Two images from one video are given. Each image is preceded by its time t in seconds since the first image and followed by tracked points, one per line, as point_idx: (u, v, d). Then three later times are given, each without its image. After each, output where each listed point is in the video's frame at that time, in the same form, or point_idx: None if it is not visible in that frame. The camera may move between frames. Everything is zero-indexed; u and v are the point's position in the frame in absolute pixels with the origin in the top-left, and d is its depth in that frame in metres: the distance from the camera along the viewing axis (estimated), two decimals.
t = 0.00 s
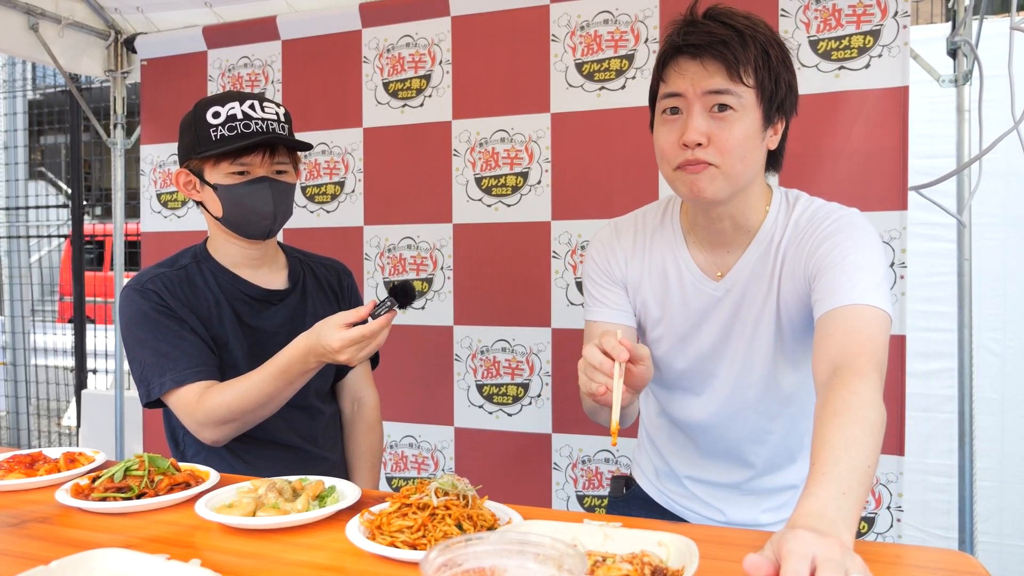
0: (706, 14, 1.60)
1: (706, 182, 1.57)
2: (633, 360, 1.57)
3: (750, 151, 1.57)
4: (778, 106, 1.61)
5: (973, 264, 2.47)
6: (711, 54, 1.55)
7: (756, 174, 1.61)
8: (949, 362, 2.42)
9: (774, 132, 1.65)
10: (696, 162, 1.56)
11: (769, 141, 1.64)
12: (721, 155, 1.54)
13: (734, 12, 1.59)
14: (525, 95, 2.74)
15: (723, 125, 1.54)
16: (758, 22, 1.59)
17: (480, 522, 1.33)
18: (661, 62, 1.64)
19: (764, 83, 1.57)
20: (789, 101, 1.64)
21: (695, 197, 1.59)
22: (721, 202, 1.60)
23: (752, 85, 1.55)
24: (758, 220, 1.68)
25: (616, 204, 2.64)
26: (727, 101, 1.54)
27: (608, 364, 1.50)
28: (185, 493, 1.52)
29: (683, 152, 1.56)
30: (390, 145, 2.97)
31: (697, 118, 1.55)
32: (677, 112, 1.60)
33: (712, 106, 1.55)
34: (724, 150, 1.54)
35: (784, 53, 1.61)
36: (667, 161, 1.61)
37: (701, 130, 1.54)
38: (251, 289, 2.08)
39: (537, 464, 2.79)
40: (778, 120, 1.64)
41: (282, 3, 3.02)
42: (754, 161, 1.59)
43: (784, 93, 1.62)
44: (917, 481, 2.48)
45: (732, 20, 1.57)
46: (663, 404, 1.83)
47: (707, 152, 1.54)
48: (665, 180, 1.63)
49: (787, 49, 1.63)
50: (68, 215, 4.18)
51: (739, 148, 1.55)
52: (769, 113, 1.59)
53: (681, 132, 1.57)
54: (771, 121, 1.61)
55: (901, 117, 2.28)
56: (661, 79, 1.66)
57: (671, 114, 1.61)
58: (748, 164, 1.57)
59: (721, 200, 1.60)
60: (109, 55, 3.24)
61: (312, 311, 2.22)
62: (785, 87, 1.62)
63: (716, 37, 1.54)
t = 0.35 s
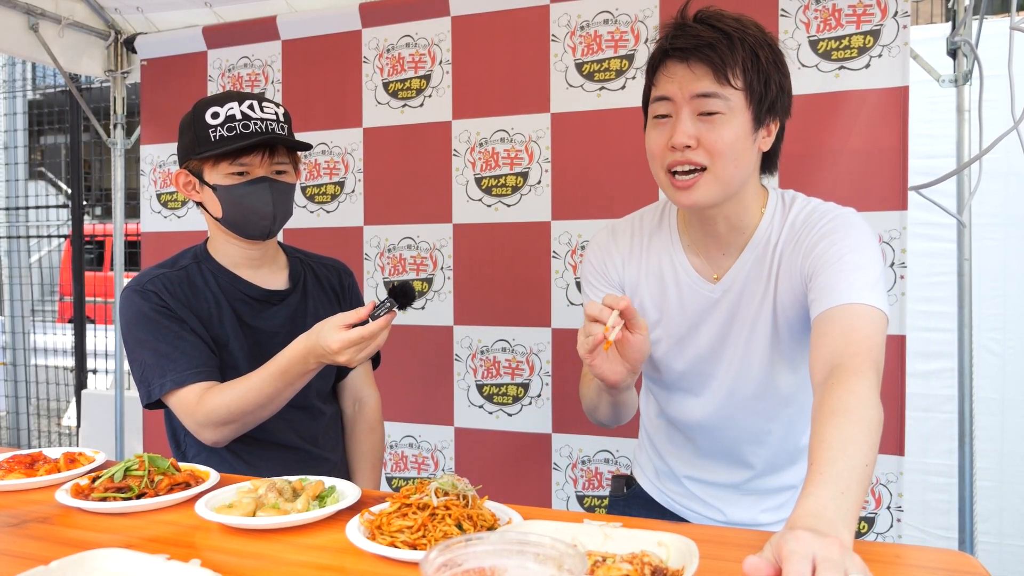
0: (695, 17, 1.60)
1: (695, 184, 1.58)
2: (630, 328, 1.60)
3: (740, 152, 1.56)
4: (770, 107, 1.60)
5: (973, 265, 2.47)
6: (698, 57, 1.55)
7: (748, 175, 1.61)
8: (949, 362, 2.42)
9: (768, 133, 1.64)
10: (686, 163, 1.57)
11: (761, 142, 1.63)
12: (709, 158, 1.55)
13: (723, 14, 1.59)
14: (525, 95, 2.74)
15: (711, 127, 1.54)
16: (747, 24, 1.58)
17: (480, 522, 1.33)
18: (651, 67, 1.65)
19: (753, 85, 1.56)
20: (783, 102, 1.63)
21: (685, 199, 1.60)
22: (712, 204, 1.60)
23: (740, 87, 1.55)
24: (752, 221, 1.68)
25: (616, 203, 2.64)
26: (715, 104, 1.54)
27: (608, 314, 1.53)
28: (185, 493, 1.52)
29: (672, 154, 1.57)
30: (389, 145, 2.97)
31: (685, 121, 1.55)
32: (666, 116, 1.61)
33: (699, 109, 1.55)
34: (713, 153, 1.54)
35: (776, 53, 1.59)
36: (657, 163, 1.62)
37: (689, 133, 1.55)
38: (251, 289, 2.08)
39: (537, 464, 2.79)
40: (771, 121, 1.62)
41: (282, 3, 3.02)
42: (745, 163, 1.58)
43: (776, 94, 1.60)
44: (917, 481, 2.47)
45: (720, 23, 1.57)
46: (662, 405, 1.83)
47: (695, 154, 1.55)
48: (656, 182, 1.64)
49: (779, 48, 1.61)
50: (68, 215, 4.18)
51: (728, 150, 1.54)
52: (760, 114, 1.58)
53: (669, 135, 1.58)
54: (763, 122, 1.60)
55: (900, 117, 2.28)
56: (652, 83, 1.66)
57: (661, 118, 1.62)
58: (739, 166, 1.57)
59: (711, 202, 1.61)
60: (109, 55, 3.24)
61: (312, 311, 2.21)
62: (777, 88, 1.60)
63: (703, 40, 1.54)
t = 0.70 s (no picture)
0: (685, 25, 1.58)
1: (679, 196, 1.60)
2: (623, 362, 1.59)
3: (728, 165, 1.56)
4: (760, 117, 1.58)
5: (973, 265, 2.47)
6: (684, 70, 1.53)
7: (736, 183, 1.61)
8: (949, 362, 2.42)
9: (759, 141, 1.62)
10: (671, 175, 1.59)
11: (751, 151, 1.62)
12: (694, 171, 1.56)
13: (714, 22, 1.56)
14: (525, 95, 2.74)
15: (696, 141, 1.54)
16: (739, 32, 1.54)
17: (480, 522, 1.33)
18: (643, 73, 1.64)
19: (742, 97, 1.54)
20: (775, 109, 1.60)
21: (670, 208, 1.63)
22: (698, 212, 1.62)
23: (726, 101, 1.53)
24: (744, 222, 1.68)
25: (616, 204, 2.65)
26: (700, 118, 1.53)
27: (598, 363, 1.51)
28: (185, 493, 1.52)
29: (657, 165, 1.59)
30: (389, 145, 2.97)
31: (670, 133, 1.56)
32: (655, 126, 1.62)
33: (684, 123, 1.55)
34: (697, 166, 1.56)
35: (768, 60, 1.56)
36: (645, 170, 1.64)
37: (673, 147, 1.55)
38: (253, 289, 2.08)
39: (537, 464, 2.79)
40: (763, 129, 1.60)
41: (282, 3, 3.02)
42: (733, 174, 1.58)
43: (767, 103, 1.58)
44: (917, 481, 2.47)
45: (709, 32, 1.54)
46: (659, 405, 1.84)
47: (680, 167, 1.57)
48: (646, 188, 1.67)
49: (773, 53, 1.57)
50: (68, 215, 4.19)
51: (713, 164, 1.55)
52: (749, 125, 1.56)
53: (655, 147, 1.59)
54: (751, 133, 1.58)
55: (901, 117, 2.28)
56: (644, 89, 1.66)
57: (650, 127, 1.63)
58: (724, 177, 1.57)
59: (697, 211, 1.63)
60: (109, 56, 3.24)
61: (314, 311, 2.21)
62: (768, 97, 1.58)
63: (688, 53, 1.52)
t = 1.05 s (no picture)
0: (664, 32, 1.58)
1: (670, 202, 1.60)
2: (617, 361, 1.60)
3: (716, 169, 1.57)
4: (745, 119, 1.58)
5: (973, 265, 2.47)
6: (666, 78, 1.53)
7: (726, 186, 1.61)
8: (949, 363, 2.42)
9: (746, 142, 1.63)
10: (660, 182, 1.59)
11: (738, 153, 1.62)
12: (683, 177, 1.56)
13: (693, 28, 1.56)
14: (525, 95, 2.74)
15: (683, 147, 1.54)
16: (718, 37, 1.55)
17: (480, 522, 1.33)
18: (625, 83, 1.64)
19: (725, 100, 1.54)
20: (759, 110, 1.60)
21: (664, 217, 1.63)
22: (690, 218, 1.63)
23: (710, 106, 1.53)
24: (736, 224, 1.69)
25: (616, 203, 2.65)
26: (685, 125, 1.53)
27: (594, 363, 1.52)
28: (185, 493, 1.52)
29: (646, 173, 1.59)
30: (390, 145, 2.97)
31: (657, 141, 1.56)
32: (641, 134, 1.61)
33: (670, 130, 1.55)
34: (685, 172, 1.56)
35: (749, 62, 1.56)
36: (635, 178, 1.64)
37: (660, 154, 1.55)
38: (256, 290, 2.08)
39: (537, 464, 2.79)
40: (748, 131, 1.61)
41: (282, 3, 3.02)
42: (722, 177, 1.59)
43: (751, 105, 1.58)
44: (917, 481, 2.47)
45: (689, 40, 1.54)
46: (652, 403, 1.84)
47: (669, 174, 1.56)
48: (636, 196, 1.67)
49: (754, 55, 1.58)
50: (68, 215, 4.19)
51: (700, 169, 1.55)
52: (735, 128, 1.57)
53: (643, 155, 1.59)
54: (737, 136, 1.58)
55: (902, 117, 2.29)
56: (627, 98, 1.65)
57: (636, 136, 1.62)
58: (712, 182, 1.58)
59: (689, 218, 1.64)
60: (109, 56, 3.24)
61: (316, 312, 2.22)
62: (752, 99, 1.58)
63: (670, 61, 1.52)
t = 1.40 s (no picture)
0: (650, 26, 1.59)
1: (665, 194, 1.60)
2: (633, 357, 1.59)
3: (709, 157, 1.56)
4: (736, 107, 1.58)
5: (973, 265, 2.47)
6: (654, 70, 1.53)
7: (721, 175, 1.61)
8: (949, 363, 2.42)
9: (740, 130, 1.62)
10: (655, 174, 1.59)
11: (732, 141, 1.62)
12: (677, 167, 1.56)
13: (677, 20, 1.57)
14: (525, 95, 2.74)
15: (675, 138, 1.54)
16: (704, 28, 1.55)
17: (480, 522, 1.33)
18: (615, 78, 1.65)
19: (715, 89, 1.54)
20: (750, 97, 1.60)
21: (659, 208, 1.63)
22: (686, 208, 1.62)
23: (700, 95, 1.53)
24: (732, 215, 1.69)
25: (615, 203, 2.65)
26: (675, 116, 1.54)
27: (615, 361, 1.51)
28: (185, 493, 1.52)
29: (640, 166, 1.59)
30: (390, 146, 2.97)
31: (648, 134, 1.56)
32: (633, 128, 1.62)
33: (661, 121, 1.55)
34: (678, 162, 1.55)
35: (737, 49, 1.56)
36: (630, 172, 1.64)
37: (653, 146, 1.55)
38: (256, 290, 2.08)
39: (537, 464, 2.79)
40: (741, 118, 1.60)
41: (282, 3, 3.02)
42: (716, 166, 1.58)
43: (742, 94, 1.58)
44: (917, 481, 2.47)
45: (675, 31, 1.55)
46: (652, 404, 1.84)
47: (663, 165, 1.56)
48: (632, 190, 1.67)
49: (741, 42, 1.58)
50: (68, 215, 4.19)
51: (694, 158, 1.55)
52: (726, 116, 1.56)
53: (636, 149, 1.59)
54: (730, 124, 1.58)
55: (902, 117, 2.29)
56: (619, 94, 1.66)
57: (629, 130, 1.63)
58: (706, 172, 1.57)
59: (685, 208, 1.63)
60: (109, 55, 3.24)
61: (316, 312, 2.21)
62: (742, 87, 1.58)
63: (656, 53, 1.53)
